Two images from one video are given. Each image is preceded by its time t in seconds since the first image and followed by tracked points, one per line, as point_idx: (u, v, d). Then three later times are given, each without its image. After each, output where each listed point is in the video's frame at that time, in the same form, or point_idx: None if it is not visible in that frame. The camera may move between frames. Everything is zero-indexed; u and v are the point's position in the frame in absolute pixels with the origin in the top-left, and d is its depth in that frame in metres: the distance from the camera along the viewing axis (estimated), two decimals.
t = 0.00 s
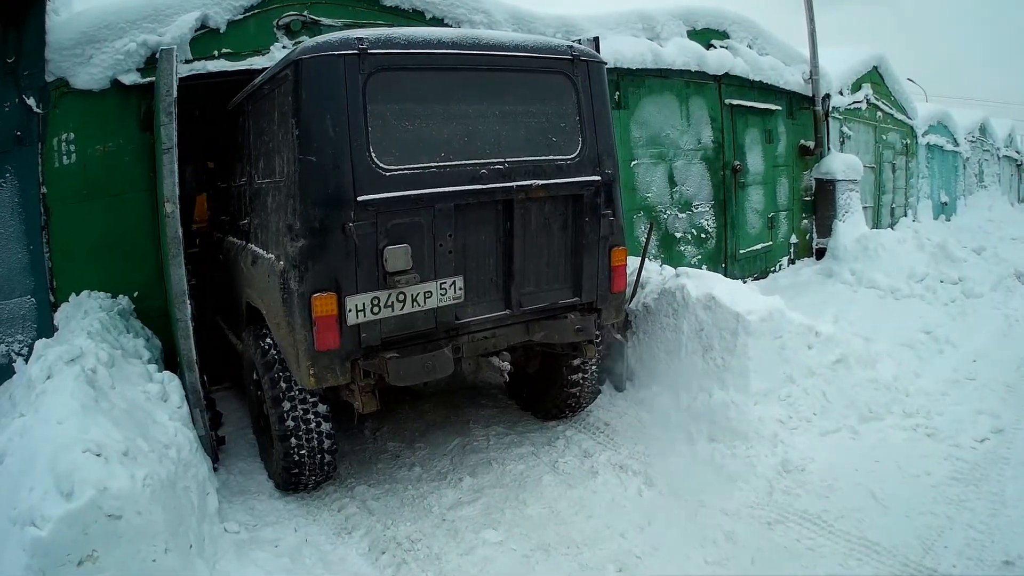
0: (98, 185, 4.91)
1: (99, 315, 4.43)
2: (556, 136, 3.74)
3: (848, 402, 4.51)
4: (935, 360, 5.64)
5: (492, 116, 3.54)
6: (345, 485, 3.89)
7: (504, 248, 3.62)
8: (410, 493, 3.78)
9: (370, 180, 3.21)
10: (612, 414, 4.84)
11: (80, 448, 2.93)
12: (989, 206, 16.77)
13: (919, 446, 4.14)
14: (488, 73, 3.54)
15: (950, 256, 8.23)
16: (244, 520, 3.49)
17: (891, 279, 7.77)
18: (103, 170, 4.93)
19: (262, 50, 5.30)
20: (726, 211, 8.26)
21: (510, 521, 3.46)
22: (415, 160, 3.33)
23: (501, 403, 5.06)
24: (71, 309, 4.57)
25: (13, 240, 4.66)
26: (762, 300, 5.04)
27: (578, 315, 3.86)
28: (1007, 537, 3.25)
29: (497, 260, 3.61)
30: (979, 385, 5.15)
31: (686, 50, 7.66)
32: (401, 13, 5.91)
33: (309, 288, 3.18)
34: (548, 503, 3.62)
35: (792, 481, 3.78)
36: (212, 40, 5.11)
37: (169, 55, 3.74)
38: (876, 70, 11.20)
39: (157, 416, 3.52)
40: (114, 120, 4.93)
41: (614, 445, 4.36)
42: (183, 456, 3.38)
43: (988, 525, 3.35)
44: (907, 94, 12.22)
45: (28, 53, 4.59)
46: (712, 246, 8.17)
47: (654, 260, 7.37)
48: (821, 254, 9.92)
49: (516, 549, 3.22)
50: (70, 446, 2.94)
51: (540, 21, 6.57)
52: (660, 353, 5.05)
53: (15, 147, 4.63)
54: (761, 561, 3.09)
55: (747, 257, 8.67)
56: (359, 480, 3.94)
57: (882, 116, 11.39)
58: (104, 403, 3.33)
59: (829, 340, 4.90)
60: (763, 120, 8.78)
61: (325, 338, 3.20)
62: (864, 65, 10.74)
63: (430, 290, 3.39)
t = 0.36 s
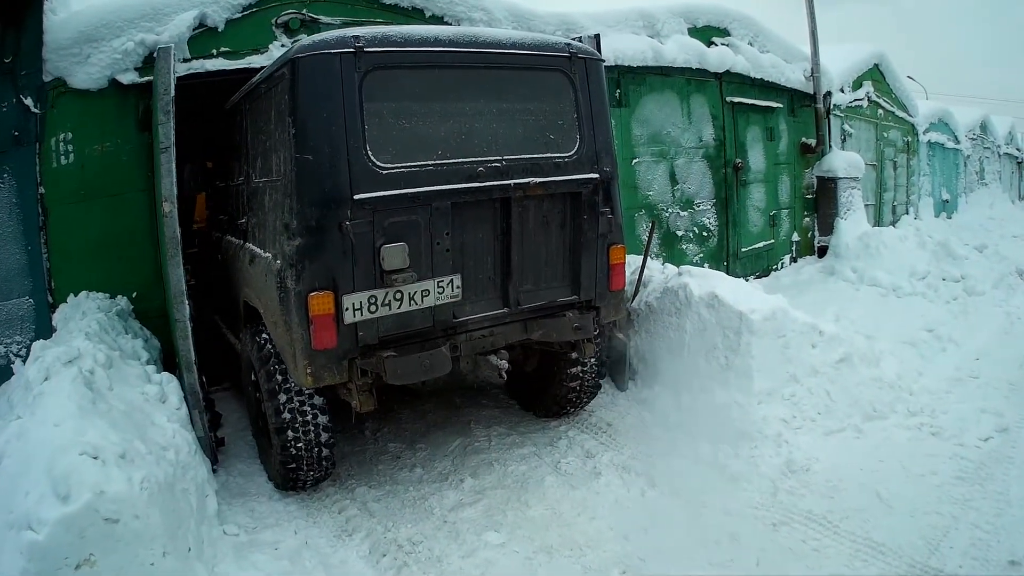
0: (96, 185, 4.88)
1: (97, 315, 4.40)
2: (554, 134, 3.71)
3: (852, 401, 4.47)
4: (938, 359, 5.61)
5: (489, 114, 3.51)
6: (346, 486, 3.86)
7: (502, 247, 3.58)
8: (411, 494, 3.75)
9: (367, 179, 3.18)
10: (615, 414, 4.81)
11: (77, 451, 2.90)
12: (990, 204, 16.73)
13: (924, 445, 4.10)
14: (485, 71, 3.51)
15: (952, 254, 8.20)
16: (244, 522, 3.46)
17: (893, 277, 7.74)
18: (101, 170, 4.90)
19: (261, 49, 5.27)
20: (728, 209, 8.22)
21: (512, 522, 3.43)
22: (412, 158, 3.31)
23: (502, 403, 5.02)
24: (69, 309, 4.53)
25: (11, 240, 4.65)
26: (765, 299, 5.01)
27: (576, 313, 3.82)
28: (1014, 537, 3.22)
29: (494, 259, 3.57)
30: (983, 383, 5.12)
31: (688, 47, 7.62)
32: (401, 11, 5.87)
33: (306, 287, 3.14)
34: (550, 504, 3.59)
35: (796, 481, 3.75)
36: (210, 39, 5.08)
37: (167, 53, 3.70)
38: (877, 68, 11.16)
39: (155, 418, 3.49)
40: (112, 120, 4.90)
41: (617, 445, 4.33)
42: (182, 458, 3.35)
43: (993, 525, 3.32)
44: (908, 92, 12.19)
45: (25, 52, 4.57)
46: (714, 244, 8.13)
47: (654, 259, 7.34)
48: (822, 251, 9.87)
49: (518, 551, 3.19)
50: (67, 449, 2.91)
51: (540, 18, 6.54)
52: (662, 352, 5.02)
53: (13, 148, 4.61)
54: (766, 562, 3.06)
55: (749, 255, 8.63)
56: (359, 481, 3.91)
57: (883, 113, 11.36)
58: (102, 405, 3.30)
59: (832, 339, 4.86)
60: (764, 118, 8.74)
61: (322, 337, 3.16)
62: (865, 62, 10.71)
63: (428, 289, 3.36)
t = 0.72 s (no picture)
0: (94, 185, 4.87)
1: (94, 315, 4.39)
2: (543, 134, 3.67)
3: (854, 403, 4.43)
4: (942, 360, 5.56)
5: (478, 114, 3.48)
6: (342, 488, 3.84)
7: (491, 245, 3.55)
8: (407, 497, 3.72)
9: (355, 178, 3.16)
10: (613, 416, 4.78)
11: (67, 453, 2.89)
12: (995, 203, 16.65)
13: (927, 449, 4.07)
14: (475, 72, 3.48)
15: (956, 254, 8.16)
16: (237, 524, 3.45)
17: (896, 277, 7.69)
18: (99, 170, 4.88)
19: (259, 47, 5.25)
20: (730, 209, 8.18)
21: (507, 526, 3.40)
22: (401, 158, 3.28)
23: (500, 405, 4.99)
24: (67, 309, 4.52)
25: (8, 240, 4.65)
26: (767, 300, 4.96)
27: (565, 312, 3.79)
28: (1017, 543, 3.19)
29: (483, 257, 3.54)
30: (987, 385, 5.07)
31: (690, 46, 7.58)
32: (400, 10, 5.84)
33: (295, 286, 3.13)
34: (547, 508, 3.56)
35: (797, 485, 3.71)
36: (209, 39, 5.06)
37: (162, 52, 3.67)
38: (880, 67, 11.09)
39: (149, 420, 3.48)
40: (109, 120, 4.89)
41: (616, 448, 4.30)
42: (175, 460, 3.34)
43: (996, 530, 3.30)
44: (912, 91, 12.12)
45: (23, 52, 4.56)
46: (716, 244, 8.08)
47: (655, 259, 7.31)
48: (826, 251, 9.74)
49: (513, 555, 3.17)
50: (58, 450, 2.90)
51: (541, 16, 6.49)
52: (662, 353, 4.99)
53: (11, 148, 4.60)
54: (765, 568, 3.03)
55: (752, 256, 8.59)
56: (354, 484, 3.89)
57: (886, 112, 11.29)
58: (95, 407, 3.29)
59: (835, 340, 4.81)
60: (767, 117, 8.70)
61: (310, 335, 3.16)
62: (869, 61, 10.64)
63: (416, 287, 3.33)
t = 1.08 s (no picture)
0: (89, 185, 4.85)
1: (87, 316, 4.38)
2: (516, 133, 3.76)
3: (852, 408, 4.36)
4: (944, 363, 5.50)
5: (451, 115, 3.58)
6: (329, 490, 3.83)
7: (464, 244, 3.65)
8: (394, 500, 3.71)
9: (328, 178, 3.28)
10: (606, 418, 4.75)
11: (50, 453, 2.91)
12: (1003, 204, 16.50)
13: (924, 456, 4.02)
14: (448, 73, 3.57)
15: (962, 256, 8.08)
16: (224, 525, 3.45)
17: (902, 278, 7.63)
18: (94, 170, 4.86)
19: (254, 46, 5.26)
20: (734, 209, 8.12)
21: (494, 531, 3.39)
22: (374, 158, 3.39)
23: (493, 406, 4.97)
24: (62, 310, 4.50)
25: (5, 239, 4.71)
26: (764, 302, 4.89)
27: (538, 309, 3.88)
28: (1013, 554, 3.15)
29: (456, 255, 3.64)
30: (990, 390, 5.01)
31: (692, 44, 7.54)
32: (397, 9, 5.82)
33: (270, 282, 3.26)
34: (535, 513, 3.55)
35: (789, 491, 3.67)
36: (203, 39, 5.09)
37: (152, 53, 3.67)
38: (886, 66, 10.99)
39: (136, 420, 3.50)
40: (104, 120, 4.86)
41: (607, 452, 4.28)
42: (161, 460, 3.36)
43: (996, 541, 3.27)
44: (919, 91, 12.01)
45: (19, 53, 4.67)
46: (719, 245, 8.02)
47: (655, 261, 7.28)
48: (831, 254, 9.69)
49: (498, 561, 3.15)
50: (40, 450, 2.91)
51: (540, 15, 6.47)
52: (657, 355, 4.96)
53: (7, 148, 4.67)
54: None
55: (755, 257, 8.54)
56: (342, 486, 3.87)
57: (892, 112, 11.19)
58: (82, 407, 3.30)
59: (834, 343, 4.72)
60: (771, 116, 8.63)
61: (285, 329, 3.29)
62: (875, 60, 10.54)
63: (387, 284, 3.45)
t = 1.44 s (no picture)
0: (92, 185, 4.88)
1: (90, 314, 4.37)
2: (500, 131, 3.82)
3: (857, 414, 4.29)
4: (954, 369, 5.40)
5: (434, 115, 3.66)
6: (326, 489, 3.83)
7: (448, 240, 3.71)
8: (390, 500, 3.69)
9: (314, 178, 3.40)
10: (608, 420, 4.70)
11: (43, 448, 2.92)
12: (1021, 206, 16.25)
13: (930, 464, 3.94)
14: (431, 74, 3.66)
15: (976, 259, 7.95)
16: (220, 522, 3.46)
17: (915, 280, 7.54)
18: (99, 169, 4.89)
19: (259, 46, 5.28)
20: (746, 209, 8.04)
21: (488, 534, 3.37)
22: (357, 157, 3.49)
23: (494, 407, 4.94)
24: (66, 307, 4.50)
25: (11, 237, 4.73)
26: (767, 305, 4.89)
27: (522, 304, 3.92)
28: (1017, 566, 3.07)
29: (441, 251, 3.71)
30: (1001, 397, 4.91)
31: (703, 43, 7.47)
32: (404, 6, 5.80)
33: (258, 277, 3.38)
34: (530, 516, 3.52)
35: (789, 499, 3.62)
36: (207, 38, 5.09)
37: (151, 53, 3.68)
38: (902, 67, 10.84)
39: (133, 417, 3.52)
40: (109, 118, 4.90)
41: (607, 455, 4.24)
42: (156, 457, 3.38)
43: (999, 553, 3.19)
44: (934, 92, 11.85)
45: (25, 53, 4.68)
46: (731, 246, 7.93)
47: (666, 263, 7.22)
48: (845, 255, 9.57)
49: (490, 565, 3.13)
50: (34, 445, 2.93)
51: (548, 13, 6.43)
52: (661, 357, 4.90)
53: (12, 147, 4.69)
54: None
55: (767, 258, 8.45)
56: (339, 486, 3.85)
57: (908, 113, 11.04)
58: (78, 403, 3.32)
59: (839, 348, 4.68)
60: (784, 116, 8.53)
61: (274, 322, 3.40)
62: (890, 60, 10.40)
63: (373, 279, 3.53)
